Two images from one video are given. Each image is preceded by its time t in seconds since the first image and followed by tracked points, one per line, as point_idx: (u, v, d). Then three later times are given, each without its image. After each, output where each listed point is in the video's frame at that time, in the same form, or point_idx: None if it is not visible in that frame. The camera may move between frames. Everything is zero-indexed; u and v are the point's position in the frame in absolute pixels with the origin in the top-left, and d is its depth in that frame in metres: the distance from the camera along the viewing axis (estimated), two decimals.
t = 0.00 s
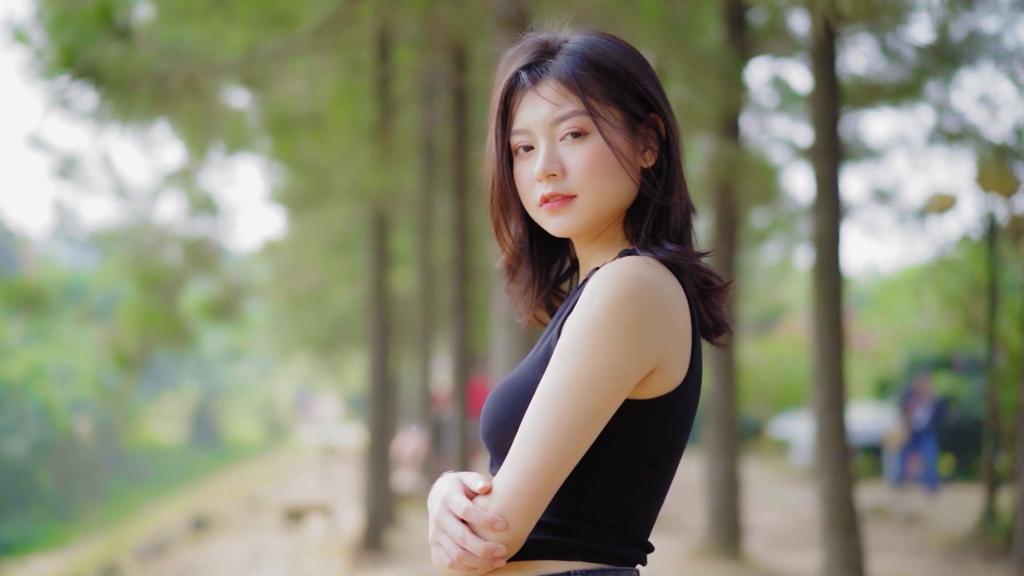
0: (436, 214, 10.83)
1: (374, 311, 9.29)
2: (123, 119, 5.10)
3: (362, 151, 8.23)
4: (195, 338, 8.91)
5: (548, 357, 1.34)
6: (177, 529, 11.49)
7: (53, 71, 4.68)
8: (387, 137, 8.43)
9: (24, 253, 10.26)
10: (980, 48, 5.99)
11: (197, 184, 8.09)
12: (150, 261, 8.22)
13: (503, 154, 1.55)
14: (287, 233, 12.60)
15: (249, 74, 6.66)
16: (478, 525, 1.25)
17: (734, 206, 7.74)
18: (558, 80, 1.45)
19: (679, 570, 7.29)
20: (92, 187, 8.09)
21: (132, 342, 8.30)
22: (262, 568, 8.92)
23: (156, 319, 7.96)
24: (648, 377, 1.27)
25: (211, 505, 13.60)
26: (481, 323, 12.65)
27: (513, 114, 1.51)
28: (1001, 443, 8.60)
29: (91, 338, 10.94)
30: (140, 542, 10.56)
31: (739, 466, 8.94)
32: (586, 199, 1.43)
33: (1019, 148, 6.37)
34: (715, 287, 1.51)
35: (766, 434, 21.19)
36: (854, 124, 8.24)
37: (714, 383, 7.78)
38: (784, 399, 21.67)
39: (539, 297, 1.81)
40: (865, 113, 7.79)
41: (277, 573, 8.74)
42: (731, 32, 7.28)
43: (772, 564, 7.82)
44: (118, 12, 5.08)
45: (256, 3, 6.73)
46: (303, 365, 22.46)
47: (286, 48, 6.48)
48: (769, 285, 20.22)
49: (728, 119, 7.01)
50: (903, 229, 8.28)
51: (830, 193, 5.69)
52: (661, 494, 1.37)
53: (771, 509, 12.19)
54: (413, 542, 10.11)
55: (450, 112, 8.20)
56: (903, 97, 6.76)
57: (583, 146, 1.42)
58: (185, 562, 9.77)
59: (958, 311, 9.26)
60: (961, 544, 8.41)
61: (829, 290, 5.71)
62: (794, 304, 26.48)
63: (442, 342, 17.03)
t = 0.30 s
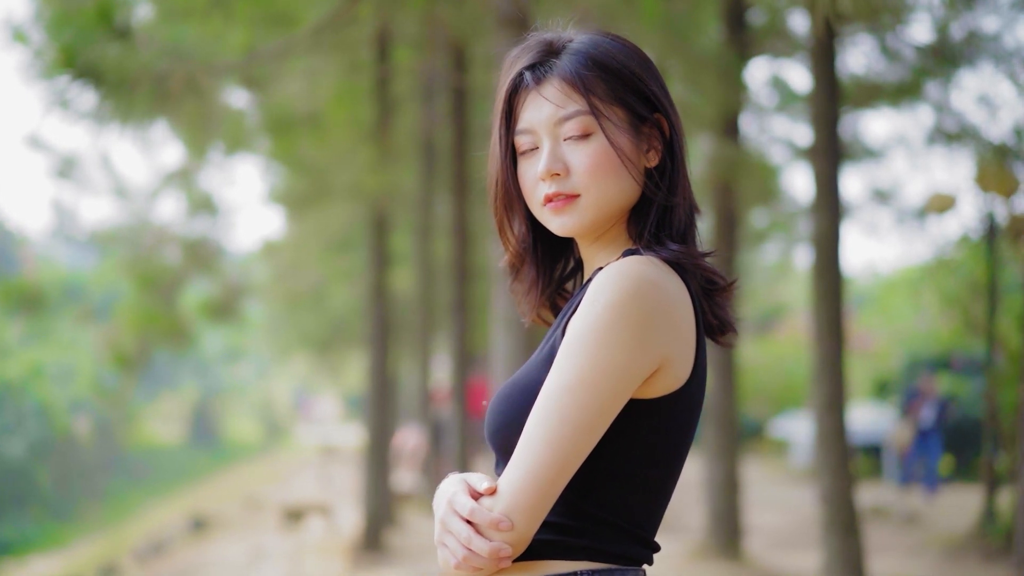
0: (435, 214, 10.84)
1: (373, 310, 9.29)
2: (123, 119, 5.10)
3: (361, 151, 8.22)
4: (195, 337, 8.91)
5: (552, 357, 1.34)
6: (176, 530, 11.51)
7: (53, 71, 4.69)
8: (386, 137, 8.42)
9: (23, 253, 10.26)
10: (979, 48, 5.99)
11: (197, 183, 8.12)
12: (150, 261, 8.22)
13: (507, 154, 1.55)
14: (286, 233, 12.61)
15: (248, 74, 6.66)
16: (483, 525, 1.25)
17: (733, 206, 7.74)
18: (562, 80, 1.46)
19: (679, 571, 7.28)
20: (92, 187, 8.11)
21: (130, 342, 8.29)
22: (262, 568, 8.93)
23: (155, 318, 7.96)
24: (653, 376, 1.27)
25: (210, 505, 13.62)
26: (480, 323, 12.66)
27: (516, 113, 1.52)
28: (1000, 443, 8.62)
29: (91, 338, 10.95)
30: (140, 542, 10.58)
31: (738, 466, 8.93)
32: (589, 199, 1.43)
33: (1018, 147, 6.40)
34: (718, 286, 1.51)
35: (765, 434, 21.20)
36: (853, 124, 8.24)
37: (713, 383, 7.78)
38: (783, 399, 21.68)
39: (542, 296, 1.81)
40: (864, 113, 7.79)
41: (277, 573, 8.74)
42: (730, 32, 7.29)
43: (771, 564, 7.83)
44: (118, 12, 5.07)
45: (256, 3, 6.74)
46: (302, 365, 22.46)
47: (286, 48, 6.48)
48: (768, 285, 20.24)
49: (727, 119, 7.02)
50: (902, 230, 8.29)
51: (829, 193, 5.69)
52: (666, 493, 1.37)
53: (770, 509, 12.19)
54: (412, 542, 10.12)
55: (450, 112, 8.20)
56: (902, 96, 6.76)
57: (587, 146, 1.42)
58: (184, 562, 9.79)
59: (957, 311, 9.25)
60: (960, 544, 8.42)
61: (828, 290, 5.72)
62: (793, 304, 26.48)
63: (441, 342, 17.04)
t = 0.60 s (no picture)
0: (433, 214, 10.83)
1: (371, 310, 9.28)
2: (121, 119, 5.10)
3: (359, 151, 8.22)
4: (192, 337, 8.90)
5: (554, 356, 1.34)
6: (174, 530, 11.50)
7: (51, 72, 4.68)
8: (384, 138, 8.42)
9: (21, 252, 10.24)
10: (977, 48, 5.98)
11: (195, 183, 8.12)
12: (148, 261, 8.21)
13: (509, 151, 1.56)
14: (284, 233, 12.61)
15: (246, 74, 6.66)
16: (486, 525, 1.25)
17: (730, 206, 7.74)
18: (565, 78, 1.46)
19: (677, 571, 7.28)
20: (89, 187, 8.11)
21: (128, 342, 8.27)
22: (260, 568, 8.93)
23: (152, 318, 7.94)
24: (653, 374, 1.27)
25: (208, 505, 13.63)
26: (479, 323, 12.65)
27: (519, 110, 1.52)
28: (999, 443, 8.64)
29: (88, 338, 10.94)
30: (138, 542, 10.58)
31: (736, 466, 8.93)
32: (590, 197, 1.44)
33: (1017, 147, 6.38)
34: (719, 285, 1.52)
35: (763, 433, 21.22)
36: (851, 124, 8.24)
37: (711, 383, 7.78)
38: (781, 399, 21.70)
39: (542, 294, 1.81)
40: (862, 113, 7.80)
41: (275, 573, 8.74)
42: (728, 32, 7.29)
43: (769, 564, 7.83)
44: (116, 11, 5.06)
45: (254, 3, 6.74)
46: (300, 365, 22.45)
47: (284, 48, 6.47)
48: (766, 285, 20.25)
49: (725, 119, 7.02)
50: (899, 230, 8.31)
51: (828, 193, 5.69)
52: (668, 491, 1.37)
53: (769, 509, 12.19)
54: (410, 542, 10.12)
55: (449, 112, 8.20)
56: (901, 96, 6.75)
57: (588, 144, 1.43)
58: (183, 562, 9.79)
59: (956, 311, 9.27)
60: (958, 544, 8.42)
61: (827, 290, 5.72)
62: (791, 303, 26.49)
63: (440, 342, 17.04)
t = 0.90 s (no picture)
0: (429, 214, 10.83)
1: (368, 310, 9.27)
2: (118, 119, 5.10)
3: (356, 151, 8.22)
4: (189, 337, 8.89)
5: (554, 356, 1.34)
6: (171, 530, 11.50)
7: (48, 71, 4.69)
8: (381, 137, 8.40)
9: (16, 253, 10.23)
10: (974, 48, 5.98)
11: (191, 183, 8.09)
12: (145, 260, 8.20)
13: (509, 147, 1.57)
14: (281, 233, 12.60)
15: (243, 74, 6.64)
16: (490, 526, 1.25)
17: (727, 205, 7.74)
18: (569, 75, 1.47)
19: (674, 571, 7.28)
20: (85, 187, 8.10)
21: (125, 343, 8.26)
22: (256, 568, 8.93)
23: (148, 319, 7.93)
24: (654, 373, 1.27)
25: (205, 506, 13.62)
26: (476, 323, 12.64)
27: (522, 105, 1.53)
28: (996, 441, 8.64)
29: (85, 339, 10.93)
30: (134, 542, 10.59)
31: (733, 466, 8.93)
32: (590, 195, 1.45)
33: (1013, 148, 6.39)
34: (717, 287, 1.52)
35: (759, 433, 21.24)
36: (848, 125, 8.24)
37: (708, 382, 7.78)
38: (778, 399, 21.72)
39: (540, 291, 1.81)
40: (859, 114, 7.79)
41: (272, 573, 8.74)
42: (724, 32, 7.28)
43: (766, 565, 7.83)
44: (113, 11, 5.06)
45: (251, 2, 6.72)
46: (296, 365, 22.44)
47: (281, 48, 6.46)
48: (762, 285, 20.27)
49: (722, 119, 7.02)
50: (896, 229, 8.31)
51: (825, 193, 5.69)
52: (670, 489, 1.37)
53: (765, 509, 12.19)
54: (407, 542, 10.13)
55: (446, 111, 8.19)
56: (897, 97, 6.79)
57: (590, 143, 1.44)
58: (179, 562, 9.79)
59: (952, 311, 9.28)
60: (955, 543, 8.43)
61: (823, 291, 5.72)
62: (787, 303, 26.52)
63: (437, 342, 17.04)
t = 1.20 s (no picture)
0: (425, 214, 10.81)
1: (363, 310, 9.24)
2: (113, 118, 5.08)
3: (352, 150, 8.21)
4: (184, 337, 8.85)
5: (556, 355, 1.34)
6: (165, 530, 11.46)
7: (43, 71, 4.67)
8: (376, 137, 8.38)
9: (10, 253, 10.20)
10: (969, 48, 6.00)
11: (187, 182, 8.09)
12: (140, 260, 8.16)
13: (508, 142, 1.59)
14: (276, 233, 12.58)
15: (238, 73, 6.62)
16: (500, 528, 1.24)
17: (722, 206, 7.74)
18: (572, 72, 1.51)
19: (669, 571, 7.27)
20: (80, 186, 8.06)
21: (119, 342, 8.22)
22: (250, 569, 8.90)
23: (141, 319, 7.92)
24: (658, 369, 1.27)
25: (200, 506, 13.58)
26: (471, 323, 12.62)
27: (523, 101, 1.56)
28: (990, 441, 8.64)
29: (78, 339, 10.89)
30: (128, 543, 10.56)
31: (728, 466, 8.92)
32: (589, 192, 1.49)
33: (1007, 147, 6.40)
34: (713, 288, 1.53)
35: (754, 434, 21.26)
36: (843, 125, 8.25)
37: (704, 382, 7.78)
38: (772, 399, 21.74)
39: (535, 289, 1.84)
40: (854, 114, 7.81)
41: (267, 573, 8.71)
42: (720, 32, 7.29)
43: (761, 564, 7.82)
44: (108, 10, 5.04)
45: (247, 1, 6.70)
46: (291, 364, 22.41)
47: (277, 47, 6.44)
48: (756, 285, 20.30)
49: (717, 119, 7.03)
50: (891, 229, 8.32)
51: (820, 192, 5.69)
52: (673, 485, 1.37)
53: (761, 510, 12.18)
54: (402, 542, 10.11)
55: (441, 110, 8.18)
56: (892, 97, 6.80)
57: (591, 140, 1.48)
58: (174, 563, 9.76)
59: (947, 311, 9.29)
60: (950, 544, 8.42)
61: (819, 290, 5.72)
62: (782, 304, 26.55)
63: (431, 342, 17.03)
